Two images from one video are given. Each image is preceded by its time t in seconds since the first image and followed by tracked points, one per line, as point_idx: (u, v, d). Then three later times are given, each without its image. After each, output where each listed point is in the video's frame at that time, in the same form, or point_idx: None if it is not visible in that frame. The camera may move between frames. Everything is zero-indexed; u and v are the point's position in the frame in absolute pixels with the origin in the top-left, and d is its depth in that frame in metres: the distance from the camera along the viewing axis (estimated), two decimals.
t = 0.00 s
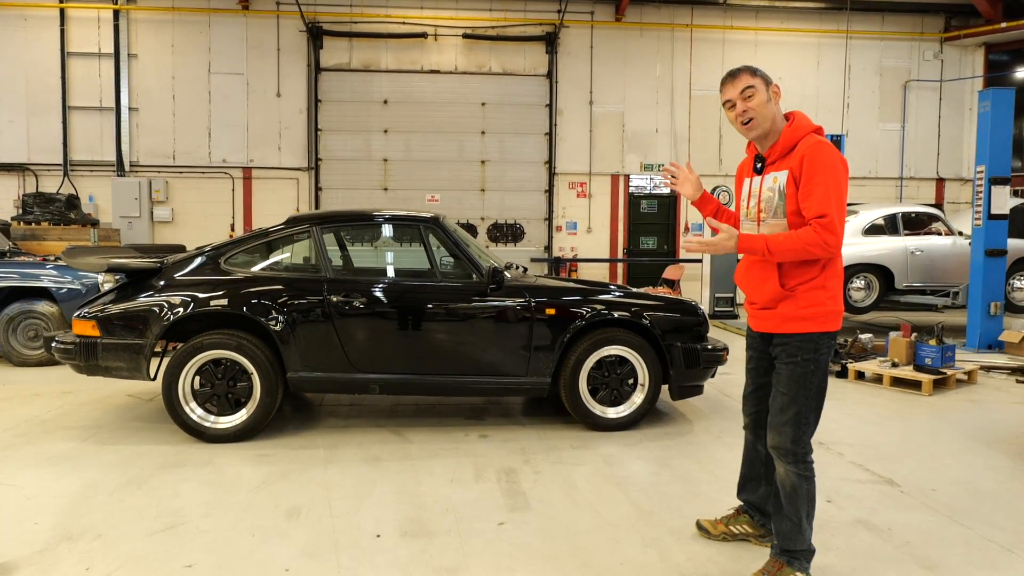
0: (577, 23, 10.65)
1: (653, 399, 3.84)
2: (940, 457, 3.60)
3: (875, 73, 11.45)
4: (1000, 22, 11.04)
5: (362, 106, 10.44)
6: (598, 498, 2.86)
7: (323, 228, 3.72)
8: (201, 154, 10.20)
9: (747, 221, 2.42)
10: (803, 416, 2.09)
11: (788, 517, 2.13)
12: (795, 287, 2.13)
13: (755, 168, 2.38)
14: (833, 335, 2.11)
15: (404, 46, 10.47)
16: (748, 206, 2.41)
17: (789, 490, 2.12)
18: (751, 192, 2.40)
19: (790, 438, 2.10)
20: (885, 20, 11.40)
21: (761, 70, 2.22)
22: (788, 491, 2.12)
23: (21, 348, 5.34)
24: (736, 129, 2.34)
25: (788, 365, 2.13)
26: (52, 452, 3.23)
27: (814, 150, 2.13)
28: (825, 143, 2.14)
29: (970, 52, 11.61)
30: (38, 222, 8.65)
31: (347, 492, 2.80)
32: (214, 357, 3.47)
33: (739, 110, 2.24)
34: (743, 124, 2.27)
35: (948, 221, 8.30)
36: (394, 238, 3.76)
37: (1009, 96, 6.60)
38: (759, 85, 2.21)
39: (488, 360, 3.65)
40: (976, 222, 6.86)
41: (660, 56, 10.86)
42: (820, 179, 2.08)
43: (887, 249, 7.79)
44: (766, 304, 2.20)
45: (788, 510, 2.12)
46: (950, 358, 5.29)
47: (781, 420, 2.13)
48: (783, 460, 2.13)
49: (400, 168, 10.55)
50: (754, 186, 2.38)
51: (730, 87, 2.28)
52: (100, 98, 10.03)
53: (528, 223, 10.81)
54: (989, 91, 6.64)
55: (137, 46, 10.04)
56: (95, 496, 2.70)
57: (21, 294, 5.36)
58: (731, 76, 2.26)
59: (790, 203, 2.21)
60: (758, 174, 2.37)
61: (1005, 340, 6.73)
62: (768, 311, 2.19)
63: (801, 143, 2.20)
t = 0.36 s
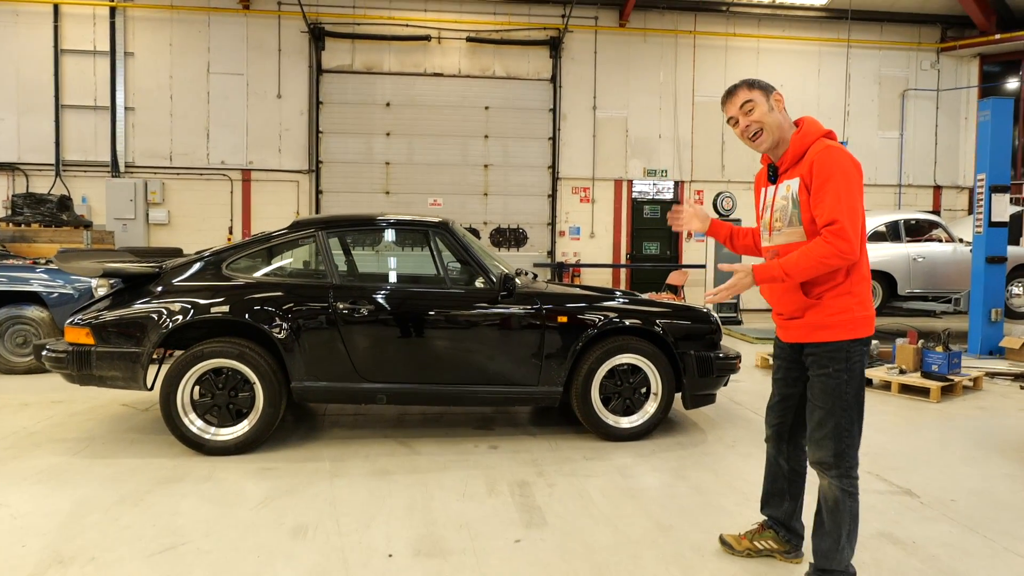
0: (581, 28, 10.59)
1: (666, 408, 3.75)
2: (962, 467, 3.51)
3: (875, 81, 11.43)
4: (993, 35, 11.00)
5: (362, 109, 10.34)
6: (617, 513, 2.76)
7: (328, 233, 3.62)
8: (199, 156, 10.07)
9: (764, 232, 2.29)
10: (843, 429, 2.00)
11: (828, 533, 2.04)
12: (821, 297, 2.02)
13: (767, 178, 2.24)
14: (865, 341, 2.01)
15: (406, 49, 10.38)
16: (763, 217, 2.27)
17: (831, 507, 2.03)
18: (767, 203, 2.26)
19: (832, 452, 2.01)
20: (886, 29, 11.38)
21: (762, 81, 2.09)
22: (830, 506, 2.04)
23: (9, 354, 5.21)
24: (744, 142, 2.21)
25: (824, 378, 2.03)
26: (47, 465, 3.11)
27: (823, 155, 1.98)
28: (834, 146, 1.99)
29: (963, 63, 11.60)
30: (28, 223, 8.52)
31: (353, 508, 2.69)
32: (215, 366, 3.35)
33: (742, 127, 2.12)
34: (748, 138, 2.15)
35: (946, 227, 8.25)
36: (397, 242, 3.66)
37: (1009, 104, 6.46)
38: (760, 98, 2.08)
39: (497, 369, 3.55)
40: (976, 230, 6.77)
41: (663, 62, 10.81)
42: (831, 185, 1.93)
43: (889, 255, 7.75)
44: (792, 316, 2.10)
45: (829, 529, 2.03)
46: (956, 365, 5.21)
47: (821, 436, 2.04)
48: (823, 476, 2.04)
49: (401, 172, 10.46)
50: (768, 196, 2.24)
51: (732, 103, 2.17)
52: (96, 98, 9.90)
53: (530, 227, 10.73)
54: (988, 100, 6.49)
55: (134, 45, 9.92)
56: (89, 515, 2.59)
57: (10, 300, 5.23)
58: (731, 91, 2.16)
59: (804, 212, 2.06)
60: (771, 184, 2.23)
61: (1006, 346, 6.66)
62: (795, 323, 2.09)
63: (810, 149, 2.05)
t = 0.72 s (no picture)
0: (576, 36, 10.59)
1: (670, 418, 3.69)
2: (970, 478, 3.47)
3: (867, 92, 11.49)
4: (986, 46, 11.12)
5: (356, 116, 10.27)
6: (625, 526, 2.69)
7: (326, 241, 3.55)
8: (191, 163, 9.97)
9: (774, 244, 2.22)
10: (868, 443, 1.95)
11: (850, 548, 1.99)
12: (841, 309, 1.97)
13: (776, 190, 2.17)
14: (886, 352, 1.96)
15: (401, 56, 10.34)
16: (773, 230, 2.20)
17: (853, 524, 1.98)
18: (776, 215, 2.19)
19: (857, 466, 1.96)
20: (878, 40, 11.45)
21: (772, 89, 2.04)
22: (854, 521, 1.98)
23: None
24: (752, 153, 2.15)
25: (847, 390, 1.97)
26: (34, 480, 3.01)
27: (837, 165, 1.93)
28: (848, 156, 1.93)
29: (956, 73, 11.68)
30: (14, 230, 8.26)
31: (355, 523, 2.61)
32: (211, 376, 3.27)
33: (754, 135, 2.06)
34: (758, 148, 2.09)
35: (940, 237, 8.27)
36: (392, 250, 3.60)
37: (1003, 116, 6.41)
38: (771, 106, 2.03)
39: (499, 379, 3.48)
40: (970, 241, 6.81)
41: (657, 71, 10.81)
42: (848, 196, 1.87)
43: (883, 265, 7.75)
44: (810, 329, 2.05)
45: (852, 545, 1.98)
46: (955, 375, 5.20)
47: (845, 450, 1.98)
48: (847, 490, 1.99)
49: (396, 180, 10.39)
50: (779, 209, 2.17)
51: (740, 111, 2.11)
52: (85, 103, 9.79)
53: (525, 236, 10.68)
54: (982, 111, 6.46)
55: (124, 50, 9.81)
56: (79, 531, 2.49)
57: None
58: (739, 100, 2.10)
59: (818, 223, 1.99)
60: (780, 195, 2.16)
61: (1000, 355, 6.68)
62: (816, 337, 2.03)
63: (822, 159, 1.99)
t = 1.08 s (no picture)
0: (574, 37, 10.58)
1: (671, 421, 3.67)
2: (972, 482, 3.46)
3: (864, 94, 11.53)
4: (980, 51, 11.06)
5: (353, 117, 10.24)
6: (628, 531, 2.67)
7: (325, 242, 3.52)
8: (186, 163, 9.93)
9: (777, 243, 2.20)
10: (872, 446, 1.93)
11: (858, 555, 1.97)
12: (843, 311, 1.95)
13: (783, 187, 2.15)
14: (888, 355, 1.95)
15: (398, 56, 10.31)
16: (777, 227, 2.18)
17: (861, 530, 1.96)
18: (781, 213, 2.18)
19: (862, 471, 1.94)
20: (876, 42, 11.49)
21: (782, 87, 2.01)
22: (861, 527, 1.96)
23: None
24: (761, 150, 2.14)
25: (850, 395, 1.96)
26: (29, 484, 2.97)
27: (844, 165, 1.91)
28: (856, 155, 1.92)
29: (954, 76, 11.73)
30: (9, 231, 8.16)
31: (355, 527, 2.58)
32: (208, 379, 3.24)
33: (764, 134, 2.05)
34: (767, 146, 2.07)
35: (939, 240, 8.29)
36: (388, 251, 3.58)
37: (1003, 117, 6.41)
38: (780, 104, 2.01)
39: (500, 381, 3.46)
40: (971, 243, 6.82)
41: (655, 73, 10.81)
42: (855, 195, 1.85)
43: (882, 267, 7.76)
44: (811, 330, 2.03)
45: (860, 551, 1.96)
46: (955, 378, 5.19)
47: (850, 455, 1.97)
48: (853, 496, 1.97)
49: (392, 181, 10.36)
50: (784, 207, 2.15)
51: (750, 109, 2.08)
52: (80, 103, 9.73)
53: (522, 237, 10.66)
54: (982, 113, 6.47)
55: (119, 50, 9.76)
56: (76, 536, 2.45)
57: None
58: (749, 97, 2.07)
59: (823, 222, 1.97)
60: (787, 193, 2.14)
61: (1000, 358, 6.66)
62: (818, 338, 2.01)
63: (831, 158, 1.98)
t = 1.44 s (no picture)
0: (572, 38, 10.59)
1: (671, 423, 3.66)
2: (973, 484, 3.46)
3: (864, 95, 11.55)
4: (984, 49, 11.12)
5: (351, 117, 10.23)
6: (629, 532, 2.66)
7: (325, 242, 3.51)
8: (184, 164, 9.91)
9: (778, 235, 2.16)
10: (859, 448, 1.93)
11: (844, 558, 1.95)
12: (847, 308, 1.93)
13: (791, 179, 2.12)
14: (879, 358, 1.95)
15: (397, 57, 10.31)
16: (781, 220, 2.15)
17: (844, 532, 1.95)
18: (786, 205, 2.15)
19: (848, 473, 1.93)
20: (876, 43, 11.51)
21: (789, 81, 2.03)
22: (845, 529, 1.95)
23: None
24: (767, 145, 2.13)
25: (839, 396, 1.95)
26: (25, 485, 2.95)
27: (866, 159, 1.90)
28: (876, 151, 1.91)
29: (955, 77, 11.75)
30: (7, 231, 8.19)
31: (355, 528, 2.57)
32: (207, 380, 3.22)
33: (768, 124, 2.05)
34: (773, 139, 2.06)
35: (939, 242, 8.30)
36: (387, 252, 3.57)
37: (1004, 118, 6.43)
38: (786, 95, 2.01)
39: (500, 383, 3.45)
40: (971, 244, 6.83)
41: (654, 74, 10.82)
42: (880, 187, 1.84)
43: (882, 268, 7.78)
44: (806, 326, 1.99)
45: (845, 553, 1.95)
46: (956, 380, 5.20)
47: (836, 457, 1.96)
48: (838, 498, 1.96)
49: (391, 182, 10.35)
50: (790, 199, 2.13)
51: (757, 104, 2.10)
52: (77, 104, 9.71)
53: (520, 238, 10.66)
54: (983, 114, 6.49)
55: (117, 50, 9.74)
56: (73, 537, 2.43)
57: None
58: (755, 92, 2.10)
59: (839, 215, 1.95)
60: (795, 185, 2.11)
61: (1000, 360, 6.66)
62: (817, 335, 1.97)
63: (848, 152, 1.97)
